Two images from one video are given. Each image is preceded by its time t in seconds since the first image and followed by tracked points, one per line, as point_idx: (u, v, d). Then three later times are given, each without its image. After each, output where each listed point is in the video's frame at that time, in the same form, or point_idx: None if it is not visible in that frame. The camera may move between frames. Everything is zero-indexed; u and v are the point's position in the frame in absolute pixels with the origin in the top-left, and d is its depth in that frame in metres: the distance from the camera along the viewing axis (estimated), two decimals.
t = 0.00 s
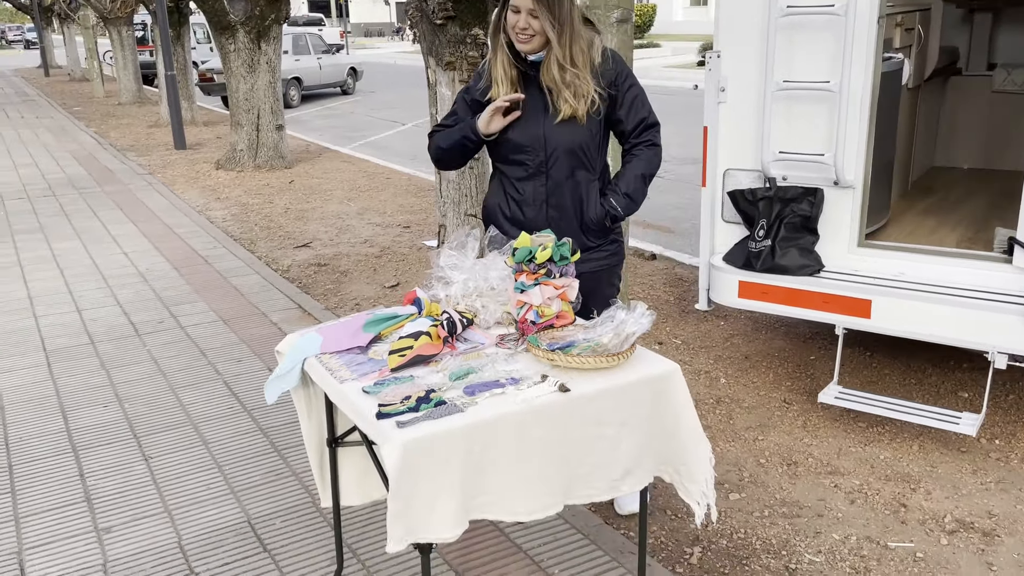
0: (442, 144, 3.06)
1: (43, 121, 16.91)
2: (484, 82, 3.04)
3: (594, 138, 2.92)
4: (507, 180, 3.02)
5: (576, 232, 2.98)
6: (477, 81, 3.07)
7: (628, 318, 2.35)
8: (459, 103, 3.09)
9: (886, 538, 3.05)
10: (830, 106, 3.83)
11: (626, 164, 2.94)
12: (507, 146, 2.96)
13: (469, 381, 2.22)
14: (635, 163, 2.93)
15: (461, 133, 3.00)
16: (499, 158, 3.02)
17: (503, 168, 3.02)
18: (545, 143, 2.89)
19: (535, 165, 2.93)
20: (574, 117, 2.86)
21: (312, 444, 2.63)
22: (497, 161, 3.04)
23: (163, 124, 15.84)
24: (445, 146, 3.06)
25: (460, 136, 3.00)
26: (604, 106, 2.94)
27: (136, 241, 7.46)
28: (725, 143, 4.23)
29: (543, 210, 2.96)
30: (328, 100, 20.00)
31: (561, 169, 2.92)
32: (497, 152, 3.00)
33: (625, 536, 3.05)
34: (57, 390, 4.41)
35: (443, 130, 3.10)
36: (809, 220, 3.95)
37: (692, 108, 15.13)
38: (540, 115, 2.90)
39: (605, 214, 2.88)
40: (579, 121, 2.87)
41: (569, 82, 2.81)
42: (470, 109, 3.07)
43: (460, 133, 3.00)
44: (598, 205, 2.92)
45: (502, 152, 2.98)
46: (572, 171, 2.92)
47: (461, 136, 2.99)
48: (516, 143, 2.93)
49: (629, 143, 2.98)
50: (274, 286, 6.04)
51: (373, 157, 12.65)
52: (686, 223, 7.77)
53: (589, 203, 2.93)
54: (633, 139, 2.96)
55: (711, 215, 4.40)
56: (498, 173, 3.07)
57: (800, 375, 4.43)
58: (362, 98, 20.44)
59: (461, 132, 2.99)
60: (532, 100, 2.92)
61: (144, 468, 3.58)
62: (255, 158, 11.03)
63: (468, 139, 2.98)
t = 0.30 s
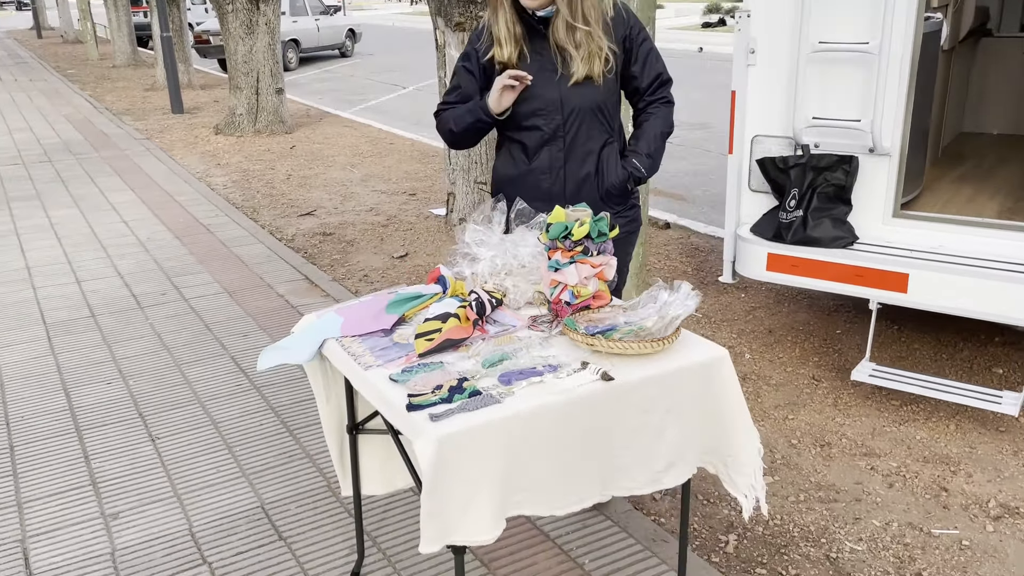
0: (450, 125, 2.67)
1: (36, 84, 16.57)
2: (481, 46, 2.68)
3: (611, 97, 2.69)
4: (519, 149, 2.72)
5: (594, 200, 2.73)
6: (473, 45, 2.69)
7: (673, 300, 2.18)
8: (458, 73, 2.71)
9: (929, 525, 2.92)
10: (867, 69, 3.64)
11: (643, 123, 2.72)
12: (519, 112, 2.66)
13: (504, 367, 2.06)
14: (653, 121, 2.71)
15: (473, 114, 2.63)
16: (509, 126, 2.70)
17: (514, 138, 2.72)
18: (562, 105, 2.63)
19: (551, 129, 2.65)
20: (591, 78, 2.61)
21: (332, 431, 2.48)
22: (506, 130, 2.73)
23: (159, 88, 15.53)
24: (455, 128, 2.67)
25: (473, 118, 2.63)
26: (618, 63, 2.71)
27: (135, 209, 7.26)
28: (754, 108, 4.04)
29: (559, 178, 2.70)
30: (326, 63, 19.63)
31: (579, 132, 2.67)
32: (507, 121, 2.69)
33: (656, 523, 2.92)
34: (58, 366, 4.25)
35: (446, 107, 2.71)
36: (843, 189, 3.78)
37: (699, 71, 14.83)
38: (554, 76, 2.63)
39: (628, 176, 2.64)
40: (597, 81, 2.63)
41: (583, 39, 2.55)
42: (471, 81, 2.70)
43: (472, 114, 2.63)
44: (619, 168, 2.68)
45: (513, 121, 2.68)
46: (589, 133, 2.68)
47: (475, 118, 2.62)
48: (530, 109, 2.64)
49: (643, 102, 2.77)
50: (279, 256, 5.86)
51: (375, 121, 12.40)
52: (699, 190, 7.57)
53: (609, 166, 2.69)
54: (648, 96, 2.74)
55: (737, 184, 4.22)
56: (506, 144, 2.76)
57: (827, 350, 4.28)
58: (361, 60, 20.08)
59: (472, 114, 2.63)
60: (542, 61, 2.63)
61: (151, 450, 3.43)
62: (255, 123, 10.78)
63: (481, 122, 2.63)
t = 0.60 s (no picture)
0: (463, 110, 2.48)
1: (14, 48, 16.10)
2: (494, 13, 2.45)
3: (633, 67, 2.47)
4: (535, 124, 2.53)
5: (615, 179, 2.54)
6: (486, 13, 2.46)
7: (718, 288, 2.02)
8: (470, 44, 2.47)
9: (968, 514, 2.80)
10: (898, 32, 3.45)
11: (665, 95, 2.50)
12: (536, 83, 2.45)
13: (538, 365, 1.90)
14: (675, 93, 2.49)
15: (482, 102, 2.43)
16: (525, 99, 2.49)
17: (530, 112, 2.52)
18: (582, 75, 2.42)
19: (570, 102, 2.45)
20: (616, 46, 2.39)
21: (346, 428, 2.32)
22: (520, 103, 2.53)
23: (140, 52, 15.11)
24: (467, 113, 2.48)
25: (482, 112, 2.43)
26: (641, 31, 2.48)
27: (121, 180, 7.01)
28: (775, 74, 3.85)
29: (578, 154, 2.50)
30: (312, 25, 19.16)
31: (601, 105, 2.47)
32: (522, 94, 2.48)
33: (684, 515, 2.79)
34: (46, 349, 4.06)
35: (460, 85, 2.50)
36: (869, 160, 3.61)
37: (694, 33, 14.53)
38: (573, 44, 2.40)
39: (651, 153, 2.44)
40: (623, 50, 2.41)
41: (609, 4, 2.35)
42: (485, 52, 2.47)
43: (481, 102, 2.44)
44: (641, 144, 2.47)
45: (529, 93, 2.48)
46: (610, 106, 2.48)
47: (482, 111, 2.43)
48: (547, 80, 2.43)
49: (665, 73, 2.55)
50: (273, 229, 5.66)
51: (364, 86, 12.09)
52: (703, 156, 7.38)
53: (631, 142, 2.49)
54: (670, 67, 2.53)
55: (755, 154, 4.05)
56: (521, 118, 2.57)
57: (847, 326, 4.14)
58: (347, 23, 19.61)
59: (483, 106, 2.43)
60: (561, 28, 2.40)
61: (149, 440, 3.27)
62: (241, 88, 10.47)
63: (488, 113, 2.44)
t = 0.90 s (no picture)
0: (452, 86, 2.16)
1: None
2: None
3: (651, 39, 2.33)
4: (545, 98, 2.37)
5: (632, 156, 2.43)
6: None
7: (746, 273, 1.89)
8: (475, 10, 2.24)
9: (989, 498, 2.71)
10: None
11: (683, 69, 2.37)
12: (550, 56, 2.29)
13: (556, 360, 1.77)
14: (694, 68, 2.36)
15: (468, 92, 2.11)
16: (537, 72, 2.33)
17: (539, 86, 2.36)
18: (599, 48, 2.28)
19: (588, 76, 2.30)
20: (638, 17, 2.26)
21: (347, 423, 2.19)
22: (528, 76, 2.37)
23: (115, 19, 14.69)
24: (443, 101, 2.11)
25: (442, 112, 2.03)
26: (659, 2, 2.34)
27: (99, 154, 6.78)
28: (782, 40, 3.69)
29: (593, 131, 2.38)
30: None
31: (618, 79, 2.34)
32: (533, 67, 2.32)
33: (698, 505, 2.69)
34: (26, 334, 3.89)
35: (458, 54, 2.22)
36: (882, 129, 3.50)
37: None
38: (591, 14, 2.25)
39: (673, 130, 2.35)
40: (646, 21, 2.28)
41: None
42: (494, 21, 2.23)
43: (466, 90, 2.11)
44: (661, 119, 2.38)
45: (540, 67, 2.31)
46: (627, 81, 2.35)
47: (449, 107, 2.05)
48: (562, 52, 2.27)
49: (682, 44, 2.39)
50: (258, 204, 5.47)
51: (347, 54, 11.81)
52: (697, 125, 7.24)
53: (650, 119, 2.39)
54: (687, 39, 2.37)
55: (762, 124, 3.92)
56: (528, 92, 2.41)
57: (854, 301, 4.04)
58: None
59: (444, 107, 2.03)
60: None
61: (136, 431, 3.12)
62: (221, 57, 10.18)
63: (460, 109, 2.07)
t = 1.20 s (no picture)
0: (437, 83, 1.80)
1: None
2: None
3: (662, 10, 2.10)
4: (549, 83, 2.11)
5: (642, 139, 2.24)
6: None
7: (762, 266, 1.74)
8: None
9: (1005, 492, 2.59)
10: None
11: (690, 36, 2.23)
12: (555, 38, 2.01)
13: (559, 368, 1.61)
14: (702, 34, 2.23)
15: (455, 110, 1.77)
16: (540, 57, 2.06)
17: (542, 69, 2.10)
18: (610, 26, 2.03)
19: (597, 56, 2.06)
20: None
21: (330, 431, 2.03)
22: (530, 61, 2.09)
23: None
24: (424, 114, 1.76)
25: (433, 152, 1.71)
26: None
27: (66, 135, 6.51)
28: (781, 12, 3.52)
29: (603, 117, 2.15)
30: None
31: (628, 56, 2.10)
32: (536, 51, 2.04)
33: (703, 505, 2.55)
34: None
35: (448, 33, 1.85)
36: (886, 105, 3.35)
37: None
38: None
39: (687, 105, 2.20)
40: None
41: None
42: None
43: (455, 102, 1.78)
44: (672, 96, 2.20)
45: (544, 53, 2.04)
46: (638, 58, 2.12)
47: (437, 141, 1.72)
48: (570, 34, 2.01)
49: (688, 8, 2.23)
50: (233, 187, 5.26)
51: (323, 28, 11.51)
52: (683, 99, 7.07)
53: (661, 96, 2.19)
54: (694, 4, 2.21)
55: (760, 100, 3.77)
56: (529, 75, 2.14)
57: (854, 283, 3.91)
58: None
59: (434, 149, 1.70)
60: None
61: (106, 434, 2.94)
62: (193, 32, 9.87)
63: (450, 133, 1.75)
